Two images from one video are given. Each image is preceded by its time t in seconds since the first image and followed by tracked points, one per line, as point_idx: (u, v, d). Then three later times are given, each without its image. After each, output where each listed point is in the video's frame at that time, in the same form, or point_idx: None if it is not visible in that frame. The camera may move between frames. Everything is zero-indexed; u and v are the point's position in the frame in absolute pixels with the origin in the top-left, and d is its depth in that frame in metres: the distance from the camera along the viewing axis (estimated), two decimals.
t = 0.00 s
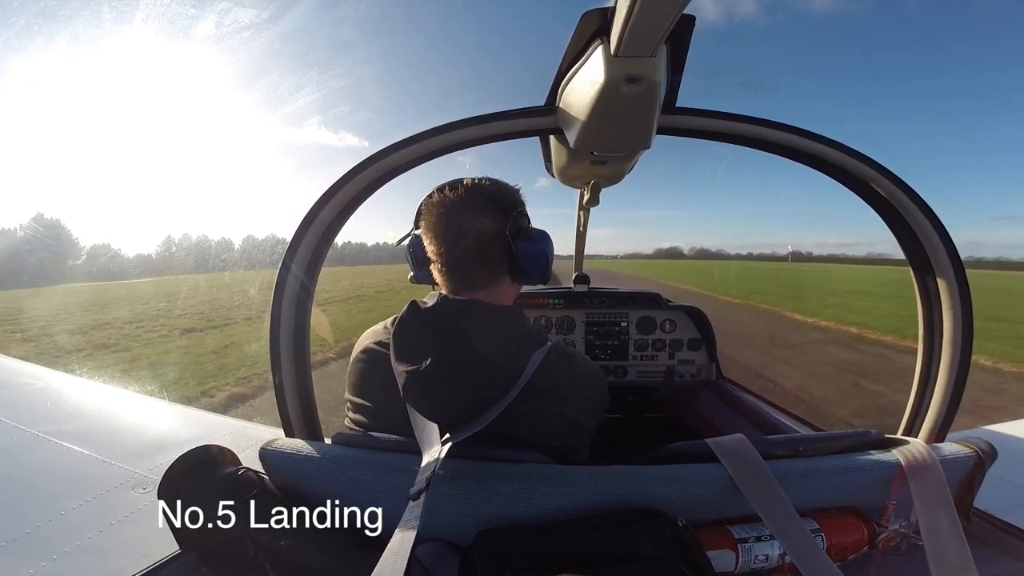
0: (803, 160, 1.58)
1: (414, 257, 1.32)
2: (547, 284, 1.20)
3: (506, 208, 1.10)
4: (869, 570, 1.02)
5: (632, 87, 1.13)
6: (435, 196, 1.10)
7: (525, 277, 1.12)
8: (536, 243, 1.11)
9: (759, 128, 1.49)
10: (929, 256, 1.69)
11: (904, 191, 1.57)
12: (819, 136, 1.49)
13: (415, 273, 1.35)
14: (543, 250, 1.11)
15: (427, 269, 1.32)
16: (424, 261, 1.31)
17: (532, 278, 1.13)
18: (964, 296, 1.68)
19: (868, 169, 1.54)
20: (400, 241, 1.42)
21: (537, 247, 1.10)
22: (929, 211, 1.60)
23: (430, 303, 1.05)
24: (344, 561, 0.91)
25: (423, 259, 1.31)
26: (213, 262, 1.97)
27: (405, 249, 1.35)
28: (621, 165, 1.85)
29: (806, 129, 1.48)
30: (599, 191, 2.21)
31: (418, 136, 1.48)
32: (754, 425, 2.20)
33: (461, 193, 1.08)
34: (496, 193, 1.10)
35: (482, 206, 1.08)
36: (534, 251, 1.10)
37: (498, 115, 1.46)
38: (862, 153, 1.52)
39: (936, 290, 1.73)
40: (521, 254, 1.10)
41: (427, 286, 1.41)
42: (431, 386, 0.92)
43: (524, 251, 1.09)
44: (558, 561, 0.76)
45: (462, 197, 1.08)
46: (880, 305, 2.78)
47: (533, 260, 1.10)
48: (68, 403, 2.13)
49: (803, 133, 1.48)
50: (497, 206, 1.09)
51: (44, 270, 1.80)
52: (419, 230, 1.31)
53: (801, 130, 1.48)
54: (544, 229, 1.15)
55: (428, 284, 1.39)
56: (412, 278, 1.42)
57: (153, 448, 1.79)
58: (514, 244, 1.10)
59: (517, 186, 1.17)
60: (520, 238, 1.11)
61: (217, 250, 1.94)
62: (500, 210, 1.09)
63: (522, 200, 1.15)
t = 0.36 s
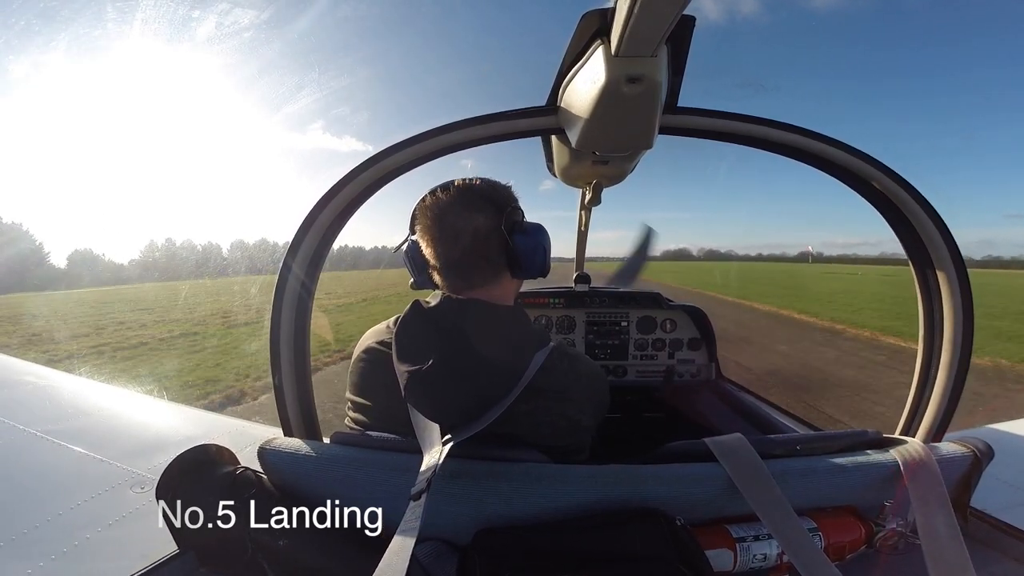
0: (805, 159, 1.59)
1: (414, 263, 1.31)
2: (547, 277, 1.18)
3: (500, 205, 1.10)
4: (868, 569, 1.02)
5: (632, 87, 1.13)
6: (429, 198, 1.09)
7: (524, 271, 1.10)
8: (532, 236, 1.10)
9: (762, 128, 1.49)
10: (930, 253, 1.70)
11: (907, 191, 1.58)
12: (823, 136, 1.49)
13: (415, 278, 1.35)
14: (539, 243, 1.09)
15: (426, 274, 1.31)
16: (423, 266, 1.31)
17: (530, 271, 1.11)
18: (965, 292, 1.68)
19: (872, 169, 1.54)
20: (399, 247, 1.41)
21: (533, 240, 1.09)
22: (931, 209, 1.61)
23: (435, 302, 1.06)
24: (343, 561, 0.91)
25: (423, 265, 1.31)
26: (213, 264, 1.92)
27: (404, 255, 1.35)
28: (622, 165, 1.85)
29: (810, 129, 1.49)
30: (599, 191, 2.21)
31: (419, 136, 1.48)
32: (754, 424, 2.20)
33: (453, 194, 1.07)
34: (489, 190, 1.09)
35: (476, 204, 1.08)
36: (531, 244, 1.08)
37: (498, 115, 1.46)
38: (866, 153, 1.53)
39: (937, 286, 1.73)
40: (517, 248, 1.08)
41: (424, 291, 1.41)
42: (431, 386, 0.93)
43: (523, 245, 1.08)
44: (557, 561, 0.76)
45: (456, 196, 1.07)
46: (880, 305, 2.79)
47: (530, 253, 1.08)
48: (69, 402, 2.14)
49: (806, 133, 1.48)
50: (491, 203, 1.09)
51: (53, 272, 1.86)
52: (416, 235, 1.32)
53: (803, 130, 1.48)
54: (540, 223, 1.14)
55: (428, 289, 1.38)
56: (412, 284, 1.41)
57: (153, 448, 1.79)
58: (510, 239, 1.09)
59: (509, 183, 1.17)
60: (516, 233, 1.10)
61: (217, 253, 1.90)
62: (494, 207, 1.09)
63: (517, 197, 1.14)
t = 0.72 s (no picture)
0: (805, 160, 1.58)
1: (418, 256, 1.32)
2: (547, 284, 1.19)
3: (507, 208, 1.10)
4: (868, 570, 1.02)
5: (631, 87, 1.13)
6: (437, 195, 1.09)
7: (526, 277, 1.12)
8: (536, 243, 1.11)
9: (762, 128, 1.49)
10: (931, 254, 1.70)
11: (907, 192, 1.57)
12: (823, 136, 1.49)
13: (417, 269, 1.36)
14: (543, 251, 1.11)
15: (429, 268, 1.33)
16: (427, 259, 1.32)
17: (532, 278, 1.12)
18: (965, 293, 1.68)
19: (872, 168, 1.54)
20: (402, 240, 1.40)
21: (537, 247, 1.10)
22: (932, 211, 1.60)
23: (430, 302, 1.05)
24: (342, 562, 0.91)
25: (427, 259, 1.32)
26: (212, 264, 1.92)
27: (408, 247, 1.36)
28: (621, 165, 1.85)
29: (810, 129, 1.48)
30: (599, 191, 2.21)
31: (419, 136, 1.47)
32: (754, 425, 2.19)
33: (462, 193, 1.07)
34: (497, 191, 1.10)
35: (483, 205, 1.07)
36: (535, 252, 1.10)
37: (498, 114, 1.46)
38: (866, 154, 1.52)
39: (937, 288, 1.73)
40: (521, 254, 1.10)
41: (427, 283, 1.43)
42: (430, 383, 0.93)
43: (524, 251, 1.10)
44: (556, 561, 0.76)
45: (463, 196, 1.07)
46: (880, 306, 2.79)
47: (533, 260, 1.10)
48: (68, 403, 2.13)
49: (806, 133, 1.48)
50: (498, 205, 1.08)
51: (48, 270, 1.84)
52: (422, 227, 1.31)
53: (803, 131, 1.48)
54: (544, 230, 1.15)
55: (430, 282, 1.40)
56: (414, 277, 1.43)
57: (152, 448, 1.79)
58: (515, 244, 1.10)
59: (518, 184, 1.16)
60: (520, 238, 1.12)
61: (216, 253, 1.90)
62: (501, 209, 1.09)
63: (523, 200, 1.15)
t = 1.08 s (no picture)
0: (805, 160, 1.59)
1: (422, 252, 1.31)
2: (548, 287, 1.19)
3: (509, 215, 1.09)
4: (868, 570, 1.02)
5: (632, 87, 1.14)
6: (441, 197, 1.10)
7: (524, 286, 1.11)
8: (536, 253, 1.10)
9: (762, 128, 1.49)
10: (931, 254, 1.70)
11: (907, 192, 1.57)
12: (823, 136, 1.49)
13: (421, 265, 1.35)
14: (543, 262, 1.09)
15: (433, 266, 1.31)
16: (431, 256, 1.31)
17: (530, 287, 1.11)
18: (966, 293, 1.68)
19: (872, 169, 1.54)
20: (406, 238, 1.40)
21: (537, 258, 1.09)
22: (933, 211, 1.60)
23: (427, 302, 1.05)
24: (343, 561, 0.90)
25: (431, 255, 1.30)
26: (212, 263, 1.92)
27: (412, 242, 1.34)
28: (621, 165, 1.85)
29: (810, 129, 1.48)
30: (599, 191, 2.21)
31: (419, 136, 1.47)
32: (754, 425, 2.19)
33: (464, 197, 1.08)
34: (499, 198, 1.09)
35: (483, 211, 1.07)
36: (534, 262, 1.08)
37: (499, 115, 1.46)
38: (866, 154, 1.52)
39: (937, 288, 1.73)
40: (520, 263, 1.08)
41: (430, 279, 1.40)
42: (427, 382, 0.93)
43: (524, 259, 1.08)
44: (556, 560, 0.76)
45: (464, 200, 1.07)
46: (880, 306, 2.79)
47: (532, 270, 1.08)
48: (67, 403, 2.13)
49: (806, 133, 1.48)
50: (499, 211, 1.08)
51: (45, 270, 1.83)
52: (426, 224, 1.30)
53: (803, 131, 1.48)
54: (546, 239, 1.13)
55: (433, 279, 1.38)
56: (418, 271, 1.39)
57: (152, 448, 1.79)
58: (515, 253, 1.09)
59: (523, 188, 1.16)
60: (521, 246, 1.10)
61: (216, 252, 1.90)
62: (502, 216, 1.08)
63: (527, 206, 1.14)
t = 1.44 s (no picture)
0: (805, 160, 1.59)
1: (424, 253, 1.32)
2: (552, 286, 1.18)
3: (511, 213, 1.09)
4: (868, 569, 1.02)
5: (632, 87, 1.14)
6: (444, 197, 1.11)
7: (527, 285, 1.10)
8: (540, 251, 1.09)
9: (762, 128, 1.49)
10: (931, 254, 1.70)
11: (907, 192, 1.57)
12: (823, 136, 1.49)
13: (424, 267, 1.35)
14: (546, 260, 1.08)
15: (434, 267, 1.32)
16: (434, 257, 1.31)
17: (533, 286, 1.10)
18: (966, 293, 1.68)
19: (872, 169, 1.54)
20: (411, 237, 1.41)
21: (540, 255, 1.08)
22: (933, 211, 1.60)
23: (430, 302, 1.04)
24: (342, 560, 0.91)
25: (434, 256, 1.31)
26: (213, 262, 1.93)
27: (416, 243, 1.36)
28: (622, 165, 1.85)
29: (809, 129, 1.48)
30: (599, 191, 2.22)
31: (419, 136, 1.48)
32: (754, 424, 2.19)
33: (467, 196, 1.08)
34: (501, 197, 1.09)
35: (486, 210, 1.07)
36: (537, 260, 1.07)
37: (499, 115, 1.47)
38: (867, 154, 1.52)
39: (937, 288, 1.73)
40: (523, 261, 1.08)
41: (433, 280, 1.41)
42: (429, 381, 0.93)
43: (526, 258, 1.07)
44: (555, 560, 0.76)
45: (466, 199, 1.08)
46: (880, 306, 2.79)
47: (535, 268, 1.08)
48: (68, 403, 2.13)
49: (805, 133, 1.48)
50: (501, 209, 1.08)
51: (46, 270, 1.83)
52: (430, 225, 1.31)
53: (803, 130, 1.48)
54: (549, 238, 1.13)
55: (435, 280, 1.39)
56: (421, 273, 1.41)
57: (153, 448, 1.80)
58: (518, 251, 1.08)
59: (524, 187, 1.16)
60: (524, 245, 1.09)
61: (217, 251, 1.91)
62: (505, 214, 1.09)
63: (529, 204, 1.14)
